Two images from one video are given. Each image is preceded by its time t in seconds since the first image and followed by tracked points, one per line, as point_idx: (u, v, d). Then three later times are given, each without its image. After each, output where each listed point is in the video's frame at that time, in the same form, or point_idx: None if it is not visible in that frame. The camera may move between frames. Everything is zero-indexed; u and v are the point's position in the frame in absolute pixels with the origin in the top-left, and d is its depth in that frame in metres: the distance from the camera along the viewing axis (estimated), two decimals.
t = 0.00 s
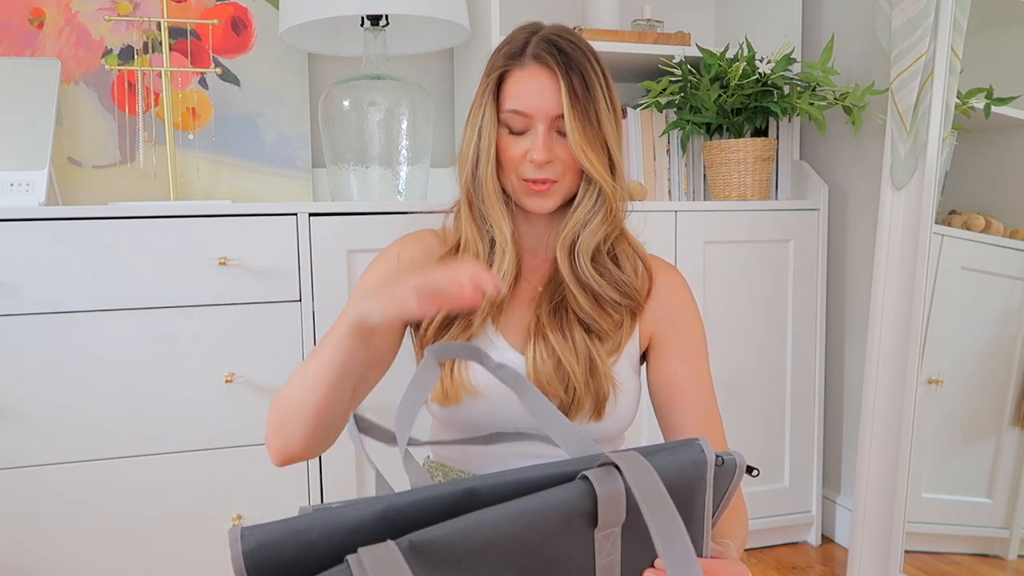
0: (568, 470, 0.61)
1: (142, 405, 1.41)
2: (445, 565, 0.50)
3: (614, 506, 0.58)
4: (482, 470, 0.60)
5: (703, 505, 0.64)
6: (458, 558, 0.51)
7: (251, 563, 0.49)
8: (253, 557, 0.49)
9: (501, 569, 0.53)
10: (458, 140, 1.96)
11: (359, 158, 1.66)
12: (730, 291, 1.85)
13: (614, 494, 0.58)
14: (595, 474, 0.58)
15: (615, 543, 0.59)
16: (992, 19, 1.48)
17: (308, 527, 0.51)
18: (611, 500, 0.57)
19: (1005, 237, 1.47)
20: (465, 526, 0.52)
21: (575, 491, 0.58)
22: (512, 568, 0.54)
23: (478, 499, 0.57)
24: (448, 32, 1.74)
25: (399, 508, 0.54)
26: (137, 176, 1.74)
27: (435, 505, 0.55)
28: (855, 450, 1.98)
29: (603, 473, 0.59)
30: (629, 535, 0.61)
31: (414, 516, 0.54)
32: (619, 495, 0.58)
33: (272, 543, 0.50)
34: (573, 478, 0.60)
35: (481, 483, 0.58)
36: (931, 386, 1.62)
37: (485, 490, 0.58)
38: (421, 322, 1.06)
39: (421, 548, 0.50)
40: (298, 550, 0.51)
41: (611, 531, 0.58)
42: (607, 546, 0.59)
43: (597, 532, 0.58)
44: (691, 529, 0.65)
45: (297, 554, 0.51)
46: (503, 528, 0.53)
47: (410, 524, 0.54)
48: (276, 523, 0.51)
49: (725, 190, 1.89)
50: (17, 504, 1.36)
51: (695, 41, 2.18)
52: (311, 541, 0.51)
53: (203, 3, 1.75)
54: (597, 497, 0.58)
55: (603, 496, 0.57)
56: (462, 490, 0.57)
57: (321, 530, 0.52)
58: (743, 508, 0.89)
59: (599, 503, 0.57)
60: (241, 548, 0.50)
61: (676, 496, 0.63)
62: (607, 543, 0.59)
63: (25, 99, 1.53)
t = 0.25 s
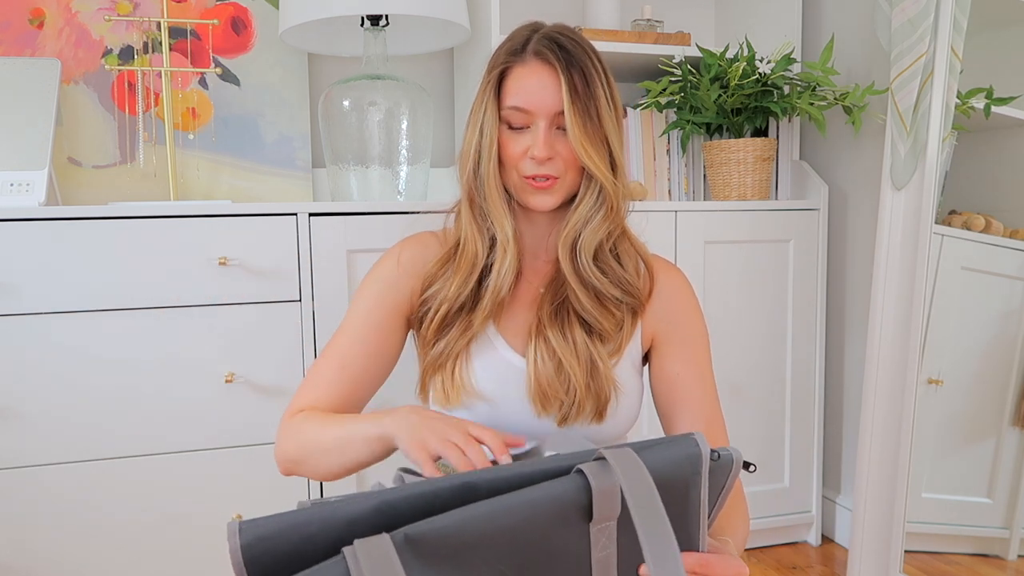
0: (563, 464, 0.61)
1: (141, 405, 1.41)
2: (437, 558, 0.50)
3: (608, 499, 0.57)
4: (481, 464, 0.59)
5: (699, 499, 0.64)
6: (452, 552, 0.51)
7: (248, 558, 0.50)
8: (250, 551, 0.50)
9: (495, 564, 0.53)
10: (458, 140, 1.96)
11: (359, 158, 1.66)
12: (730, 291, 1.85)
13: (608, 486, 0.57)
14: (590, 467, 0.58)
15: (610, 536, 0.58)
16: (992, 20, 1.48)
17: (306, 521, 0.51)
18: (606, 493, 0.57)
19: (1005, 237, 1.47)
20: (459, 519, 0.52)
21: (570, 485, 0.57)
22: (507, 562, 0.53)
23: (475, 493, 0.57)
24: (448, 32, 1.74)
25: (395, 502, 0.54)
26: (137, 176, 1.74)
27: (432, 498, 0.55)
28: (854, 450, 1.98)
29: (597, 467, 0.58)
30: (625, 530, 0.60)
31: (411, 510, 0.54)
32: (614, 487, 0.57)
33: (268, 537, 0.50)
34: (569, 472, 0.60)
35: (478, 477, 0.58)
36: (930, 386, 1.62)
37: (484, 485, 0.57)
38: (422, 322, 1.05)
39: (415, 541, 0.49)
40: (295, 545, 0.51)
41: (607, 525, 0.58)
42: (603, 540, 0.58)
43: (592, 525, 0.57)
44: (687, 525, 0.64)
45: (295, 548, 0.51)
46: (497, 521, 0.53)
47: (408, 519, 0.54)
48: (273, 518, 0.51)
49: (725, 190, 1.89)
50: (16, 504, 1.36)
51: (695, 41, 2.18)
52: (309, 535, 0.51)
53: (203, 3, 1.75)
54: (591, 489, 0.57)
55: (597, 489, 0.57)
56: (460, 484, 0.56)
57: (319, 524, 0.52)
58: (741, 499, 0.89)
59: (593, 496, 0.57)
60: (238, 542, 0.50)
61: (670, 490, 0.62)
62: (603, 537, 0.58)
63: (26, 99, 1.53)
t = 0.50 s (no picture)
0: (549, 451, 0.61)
1: (141, 405, 1.41)
2: (427, 544, 0.51)
3: (595, 484, 0.57)
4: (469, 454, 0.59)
5: (687, 482, 0.63)
6: (440, 539, 0.51)
7: (240, 549, 0.50)
8: (242, 543, 0.50)
9: (483, 552, 0.53)
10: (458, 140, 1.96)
11: (359, 158, 1.66)
12: (730, 291, 1.85)
13: (594, 471, 0.57)
14: (575, 452, 0.58)
15: (599, 521, 0.58)
16: (992, 20, 1.48)
17: (297, 513, 0.52)
18: (592, 476, 0.57)
19: (1005, 237, 1.47)
20: (447, 507, 0.52)
21: (557, 470, 0.57)
22: (496, 550, 0.54)
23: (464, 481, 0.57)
24: (448, 32, 1.74)
25: (385, 491, 0.54)
26: (137, 176, 1.74)
27: (422, 487, 0.55)
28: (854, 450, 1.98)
29: (582, 451, 0.58)
30: (614, 515, 0.59)
31: (401, 499, 0.54)
32: (600, 471, 0.57)
33: (259, 530, 0.51)
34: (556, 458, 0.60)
35: (467, 465, 0.58)
36: (931, 386, 1.62)
37: (472, 474, 0.58)
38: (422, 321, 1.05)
39: (403, 527, 0.50)
40: (286, 536, 0.51)
41: (596, 510, 0.57)
42: (593, 525, 0.58)
43: (580, 510, 0.57)
44: (675, 508, 0.64)
45: (287, 539, 0.51)
46: (485, 508, 0.53)
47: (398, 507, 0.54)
48: (265, 510, 0.51)
49: (725, 190, 1.89)
50: (17, 502, 1.36)
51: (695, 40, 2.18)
52: (300, 526, 0.52)
53: (203, 3, 1.75)
54: (578, 475, 0.57)
55: (581, 474, 0.57)
56: (449, 473, 0.57)
57: (309, 515, 0.52)
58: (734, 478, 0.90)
59: (580, 480, 0.57)
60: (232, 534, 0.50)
61: (657, 473, 0.62)
62: (592, 522, 0.58)
63: (26, 99, 1.53)
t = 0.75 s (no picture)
0: (547, 443, 0.60)
1: (141, 405, 1.41)
2: (428, 535, 0.51)
3: (593, 477, 0.57)
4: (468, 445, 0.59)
5: (685, 476, 0.63)
6: (442, 530, 0.51)
7: (244, 540, 0.49)
8: (246, 534, 0.49)
9: (482, 544, 0.53)
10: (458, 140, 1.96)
11: (359, 158, 1.66)
12: (730, 291, 1.85)
13: (593, 464, 0.57)
14: (574, 444, 0.58)
15: (598, 515, 0.58)
16: (992, 20, 1.48)
17: (301, 503, 0.51)
18: (591, 470, 0.57)
19: (1005, 237, 1.47)
20: (447, 499, 0.51)
21: (555, 463, 0.56)
22: (494, 542, 0.53)
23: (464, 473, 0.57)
24: (448, 32, 1.74)
25: (386, 482, 0.53)
26: (137, 176, 1.74)
27: (422, 479, 0.55)
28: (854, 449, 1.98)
29: (581, 444, 0.58)
30: (613, 508, 0.60)
31: (402, 490, 0.54)
32: (598, 464, 0.57)
33: (263, 520, 0.50)
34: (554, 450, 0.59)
35: (466, 456, 0.58)
36: (931, 386, 1.62)
37: (471, 465, 0.57)
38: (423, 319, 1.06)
39: (405, 518, 0.50)
40: (288, 528, 0.51)
41: (594, 503, 0.57)
42: (592, 519, 0.58)
43: (579, 504, 0.57)
44: (674, 501, 0.63)
45: (290, 530, 0.51)
46: (484, 500, 0.53)
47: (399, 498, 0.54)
48: (268, 501, 0.50)
49: (725, 190, 1.89)
50: (17, 502, 1.36)
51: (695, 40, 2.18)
52: (304, 517, 0.51)
53: (203, 3, 1.75)
54: (576, 467, 0.57)
55: (580, 467, 0.56)
56: (449, 464, 0.56)
57: (313, 506, 0.51)
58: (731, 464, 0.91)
59: (578, 473, 0.57)
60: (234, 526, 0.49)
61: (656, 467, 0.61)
62: (591, 516, 0.58)
63: (26, 99, 1.53)
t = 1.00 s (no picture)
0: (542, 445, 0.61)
1: (141, 405, 1.41)
2: (426, 537, 0.51)
3: (590, 478, 0.57)
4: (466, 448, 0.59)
5: (682, 477, 0.63)
6: (439, 531, 0.51)
7: (241, 541, 0.50)
8: (242, 535, 0.50)
9: (479, 545, 0.53)
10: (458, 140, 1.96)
11: (359, 158, 1.66)
12: (730, 291, 1.85)
13: (589, 464, 0.57)
14: (570, 446, 0.58)
15: (596, 516, 0.58)
16: (992, 20, 1.48)
17: (297, 505, 0.52)
18: (588, 470, 0.57)
19: (1005, 237, 1.47)
20: (442, 500, 0.52)
21: (551, 464, 0.57)
22: (492, 544, 0.53)
23: (462, 474, 0.57)
24: (448, 32, 1.74)
25: (382, 484, 0.54)
26: (137, 176, 1.74)
27: (420, 479, 0.55)
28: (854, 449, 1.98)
29: (577, 445, 0.58)
30: (611, 510, 0.59)
31: (399, 490, 0.54)
32: (595, 465, 0.57)
33: (259, 522, 0.51)
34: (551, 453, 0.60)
35: (464, 458, 0.58)
36: (931, 386, 1.62)
37: (469, 467, 0.58)
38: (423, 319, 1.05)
39: (401, 519, 0.50)
40: (286, 529, 0.51)
41: (592, 504, 0.58)
42: (589, 520, 0.58)
43: (577, 505, 0.57)
44: (671, 503, 0.63)
45: (287, 531, 0.51)
46: (480, 501, 0.53)
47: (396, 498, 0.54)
48: (265, 502, 0.51)
49: (725, 190, 1.89)
50: (17, 502, 1.36)
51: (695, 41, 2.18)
52: (300, 518, 0.52)
53: (203, 3, 1.75)
54: (572, 467, 0.57)
55: (577, 467, 0.57)
56: (446, 465, 0.57)
57: (308, 508, 0.52)
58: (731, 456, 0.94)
59: (575, 474, 0.57)
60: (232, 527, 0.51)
61: (652, 469, 0.62)
62: (589, 517, 0.58)
63: (26, 99, 1.53)
